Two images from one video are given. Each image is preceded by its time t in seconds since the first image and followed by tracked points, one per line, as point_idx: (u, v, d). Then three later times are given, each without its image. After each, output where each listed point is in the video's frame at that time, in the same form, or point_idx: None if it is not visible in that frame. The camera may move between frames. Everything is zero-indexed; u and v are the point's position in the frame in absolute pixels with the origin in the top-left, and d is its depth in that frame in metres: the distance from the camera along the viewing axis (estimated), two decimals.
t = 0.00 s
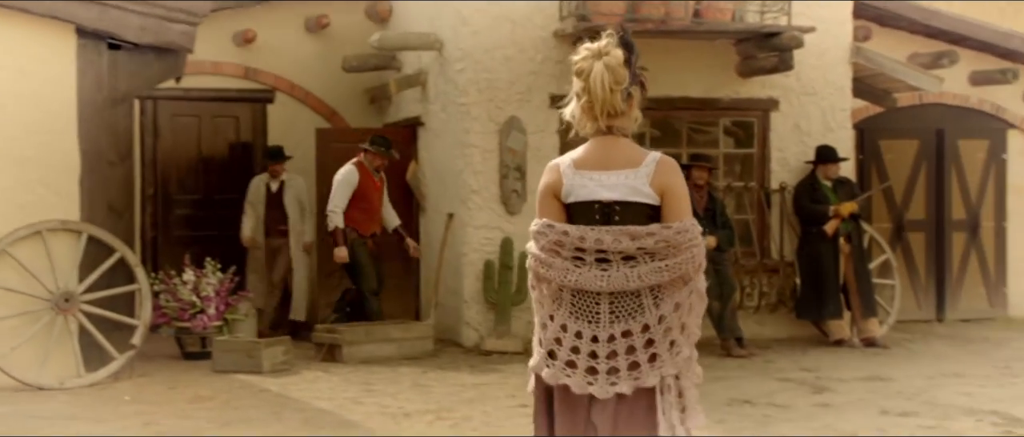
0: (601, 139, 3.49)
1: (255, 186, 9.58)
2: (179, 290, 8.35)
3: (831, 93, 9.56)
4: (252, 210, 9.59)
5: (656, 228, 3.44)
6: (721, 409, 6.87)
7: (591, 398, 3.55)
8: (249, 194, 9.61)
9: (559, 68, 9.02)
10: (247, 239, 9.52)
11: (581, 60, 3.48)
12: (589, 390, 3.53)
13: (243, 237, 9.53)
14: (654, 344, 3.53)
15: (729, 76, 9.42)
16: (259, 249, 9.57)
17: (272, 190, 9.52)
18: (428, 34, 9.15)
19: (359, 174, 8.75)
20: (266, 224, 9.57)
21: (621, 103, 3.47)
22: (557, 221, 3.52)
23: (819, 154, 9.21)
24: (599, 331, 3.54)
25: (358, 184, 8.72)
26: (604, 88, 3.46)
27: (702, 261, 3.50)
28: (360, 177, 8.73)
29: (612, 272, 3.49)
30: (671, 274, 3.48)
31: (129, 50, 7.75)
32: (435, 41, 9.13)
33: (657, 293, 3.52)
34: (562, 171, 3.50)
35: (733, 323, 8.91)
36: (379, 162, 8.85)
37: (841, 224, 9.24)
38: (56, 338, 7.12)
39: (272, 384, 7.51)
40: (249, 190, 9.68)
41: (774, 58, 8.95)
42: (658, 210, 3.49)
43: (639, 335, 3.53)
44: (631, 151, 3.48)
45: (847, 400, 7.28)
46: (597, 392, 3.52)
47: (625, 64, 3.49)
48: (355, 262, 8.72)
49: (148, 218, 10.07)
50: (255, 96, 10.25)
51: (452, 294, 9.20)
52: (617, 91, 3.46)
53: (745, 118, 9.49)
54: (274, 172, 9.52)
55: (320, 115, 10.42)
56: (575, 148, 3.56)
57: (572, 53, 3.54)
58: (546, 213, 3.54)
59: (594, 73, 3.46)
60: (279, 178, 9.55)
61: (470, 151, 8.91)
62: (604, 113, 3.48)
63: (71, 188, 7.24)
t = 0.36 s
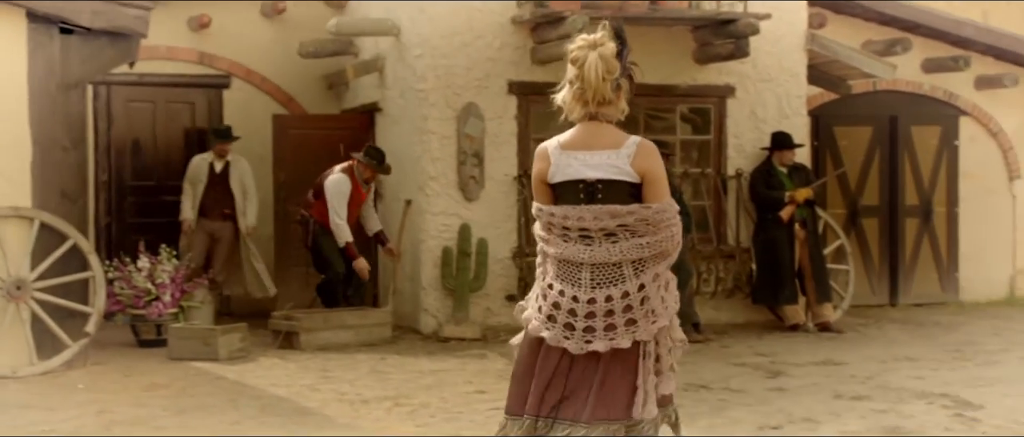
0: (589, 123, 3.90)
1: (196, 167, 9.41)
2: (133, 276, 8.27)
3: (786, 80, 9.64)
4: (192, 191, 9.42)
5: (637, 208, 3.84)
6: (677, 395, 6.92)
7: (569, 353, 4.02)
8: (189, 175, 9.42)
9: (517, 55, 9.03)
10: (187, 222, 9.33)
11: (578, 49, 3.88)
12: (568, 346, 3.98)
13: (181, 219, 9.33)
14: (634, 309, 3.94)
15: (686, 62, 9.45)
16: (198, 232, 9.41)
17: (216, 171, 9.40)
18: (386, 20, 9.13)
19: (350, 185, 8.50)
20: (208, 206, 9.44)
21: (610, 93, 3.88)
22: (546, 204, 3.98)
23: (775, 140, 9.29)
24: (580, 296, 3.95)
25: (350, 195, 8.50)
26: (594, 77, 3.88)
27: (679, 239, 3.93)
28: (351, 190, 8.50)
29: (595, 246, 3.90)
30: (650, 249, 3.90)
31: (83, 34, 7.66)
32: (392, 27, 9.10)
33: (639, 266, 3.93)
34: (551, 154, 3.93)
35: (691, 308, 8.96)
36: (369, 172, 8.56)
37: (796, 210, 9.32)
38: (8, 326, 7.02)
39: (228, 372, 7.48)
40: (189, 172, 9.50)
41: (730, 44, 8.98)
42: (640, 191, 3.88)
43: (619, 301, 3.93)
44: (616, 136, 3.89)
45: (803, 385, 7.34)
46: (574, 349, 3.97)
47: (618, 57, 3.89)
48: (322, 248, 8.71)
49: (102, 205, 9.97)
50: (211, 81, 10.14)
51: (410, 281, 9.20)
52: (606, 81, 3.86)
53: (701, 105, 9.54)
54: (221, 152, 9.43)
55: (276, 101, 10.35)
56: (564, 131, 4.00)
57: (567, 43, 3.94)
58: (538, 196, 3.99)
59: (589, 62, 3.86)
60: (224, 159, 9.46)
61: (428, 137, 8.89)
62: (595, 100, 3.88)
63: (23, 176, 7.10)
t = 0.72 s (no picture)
0: (591, 113, 4.55)
1: (148, 164, 9.10)
2: (93, 269, 8.21)
3: (748, 73, 9.69)
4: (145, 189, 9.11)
5: (646, 190, 4.49)
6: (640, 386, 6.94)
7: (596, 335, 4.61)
8: (140, 174, 9.09)
9: (480, 47, 9.04)
10: (143, 221, 9.03)
11: (576, 47, 4.54)
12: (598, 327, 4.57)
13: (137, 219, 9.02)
14: (650, 284, 4.57)
15: (650, 55, 9.47)
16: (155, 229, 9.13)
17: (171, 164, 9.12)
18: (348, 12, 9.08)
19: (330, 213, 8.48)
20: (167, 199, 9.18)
21: (608, 84, 4.54)
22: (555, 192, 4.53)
23: (737, 133, 9.32)
24: (602, 278, 4.55)
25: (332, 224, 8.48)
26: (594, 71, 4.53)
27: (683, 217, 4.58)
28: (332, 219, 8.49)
29: (609, 230, 4.51)
30: (660, 228, 4.53)
31: (41, 25, 7.48)
32: (355, 19, 9.06)
33: (649, 245, 4.56)
34: (558, 144, 4.52)
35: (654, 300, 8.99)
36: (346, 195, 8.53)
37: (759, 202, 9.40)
38: None
39: (189, 365, 7.44)
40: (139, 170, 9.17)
41: (693, 37, 9.01)
42: (644, 175, 4.56)
43: (637, 278, 4.55)
44: (618, 124, 4.54)
45: (765, 375, 7.38)
46: (605, 329, 4.56)
47: (612, 52, 4.55)
48: (300, 255, 8.74)
49: (61, 197, 9.86)
50: (172, 73, 10.07)
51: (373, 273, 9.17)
52: (603, 73, 4.52)
53: (664, 97, 9.56)
54: (174, 144, 9.16)
55: (239, 93, 10.30)
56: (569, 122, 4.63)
57: (567, 41, 4.59)
58: (545, 185, 4.55)
59: (587, 57, 4.52)
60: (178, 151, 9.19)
61: (391, 129, 8.87)
62: (596, 91, 4.53)
63: None
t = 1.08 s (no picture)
0: (587, 115, 4.56)
1: (131, 156, 8.64)
2: (59, 262, 8.17)
3: (717, 66, 9.73)
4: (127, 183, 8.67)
5: (640, 191, 4.51)
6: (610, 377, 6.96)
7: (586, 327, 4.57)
8: (121, 168, 8.63)
9: (449, 39, 9.03)
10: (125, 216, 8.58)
11: (573, 52, 4.55)
12: (590, 320, 4.53)
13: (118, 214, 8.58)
14: (637, 279, 4.58)
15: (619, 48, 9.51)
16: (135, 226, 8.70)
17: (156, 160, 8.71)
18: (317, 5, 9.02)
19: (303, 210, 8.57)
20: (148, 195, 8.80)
21: (604, 88, 4.54)
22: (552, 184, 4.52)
23: (705, 125, 9.34)
24: (593, 272, 4.54)
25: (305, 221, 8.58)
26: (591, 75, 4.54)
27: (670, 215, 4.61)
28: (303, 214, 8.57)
29: (604, 227, 4.52)
30: (649, 226, 4.56)
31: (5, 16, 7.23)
32: (324, 12, 9.00)
33: (637, 242, 4.58)
34: (557, 142, 4.54)
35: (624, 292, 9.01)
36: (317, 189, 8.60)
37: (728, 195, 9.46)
38: None
39: (157, 358, 7.40)
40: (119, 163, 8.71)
41: (661, 30, 9.04)
42: (633, 176, 4.58)
43: (625, 272, 4.56)
44: (612, 126, 4.57)
45: (733, 366, 7.42)
46: (595, 320, 4.53)
47: (607, 56, 4.56)
48: (270, 247, 8.93)
49: (27, 190, 9.73)
50: (141, 65, 10.01)
51: (343, 265, 9.13)
52: (601, 76, 4.53)
53: (634, 90, 9.58)
54: (161, 141, 8.73)
55: (207, 85, 10.28)
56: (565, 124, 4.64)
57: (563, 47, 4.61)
58: (542, 178, 4.54)
59: (584, 62, 4.53)
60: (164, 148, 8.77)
61: (361, 121, 8.85)
62: (592, 94, 4.54)
63: None
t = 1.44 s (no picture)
0: (578, 109, 4.50)
1: (137, 151, 8.32)
2: (33, 257, 8.15)
3: (693, 60, 9.76)
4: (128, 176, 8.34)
5: (619, 180, 4.43)
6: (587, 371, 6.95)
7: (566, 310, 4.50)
8: (124, 160, 8.28)
9: (426, 33, 9.03)
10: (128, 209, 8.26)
11: (563, 48, 4.48)
12: (570, 304, 4.46)
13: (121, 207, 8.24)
14: (621, 267, 4.49)
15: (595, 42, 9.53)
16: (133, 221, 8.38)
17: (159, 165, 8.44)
18: None
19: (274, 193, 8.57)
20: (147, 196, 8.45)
21: (596, 82, 4.48)
22: (543, 176, 4.50)
23: (682, 119, 9.37)
24: (577, 258, 4.48)
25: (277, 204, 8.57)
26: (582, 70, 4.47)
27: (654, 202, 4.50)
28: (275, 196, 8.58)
29: (586, 214, 4.47)
30: (630, 214, 4.47)
31: None
32: (300, 6, 8.97)
33: (621, 230, 4.50)
34: (548, 134, 4.49)
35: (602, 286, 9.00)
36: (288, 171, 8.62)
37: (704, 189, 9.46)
38: None
39: (132, 353, 7.37)
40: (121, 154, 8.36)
41: (638, 24, 9.03)
42: (620, 166, 4.48)
43: (609, 261, 4.48)
44: (602, 118, 4.49)
45: (709, 359, 7.45)
46: (576, 305, 4.45)
47: (598, 51, 4.48)
48: (248, 235, 8.91)
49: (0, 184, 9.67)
50: (115, 58, 9.95)
51: (320, 260, 9.09)
52: (591, 72, 4.46)
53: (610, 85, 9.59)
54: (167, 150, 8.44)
55: (183, 79, 10.24)
56: (557, 116, 4.59)
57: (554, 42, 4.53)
58: (532, 170, 4.52)
59: (574, 58, 4.46)
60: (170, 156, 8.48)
61: (337, 115, 8.82)
62: (584, 88, 4.49)
63: None
